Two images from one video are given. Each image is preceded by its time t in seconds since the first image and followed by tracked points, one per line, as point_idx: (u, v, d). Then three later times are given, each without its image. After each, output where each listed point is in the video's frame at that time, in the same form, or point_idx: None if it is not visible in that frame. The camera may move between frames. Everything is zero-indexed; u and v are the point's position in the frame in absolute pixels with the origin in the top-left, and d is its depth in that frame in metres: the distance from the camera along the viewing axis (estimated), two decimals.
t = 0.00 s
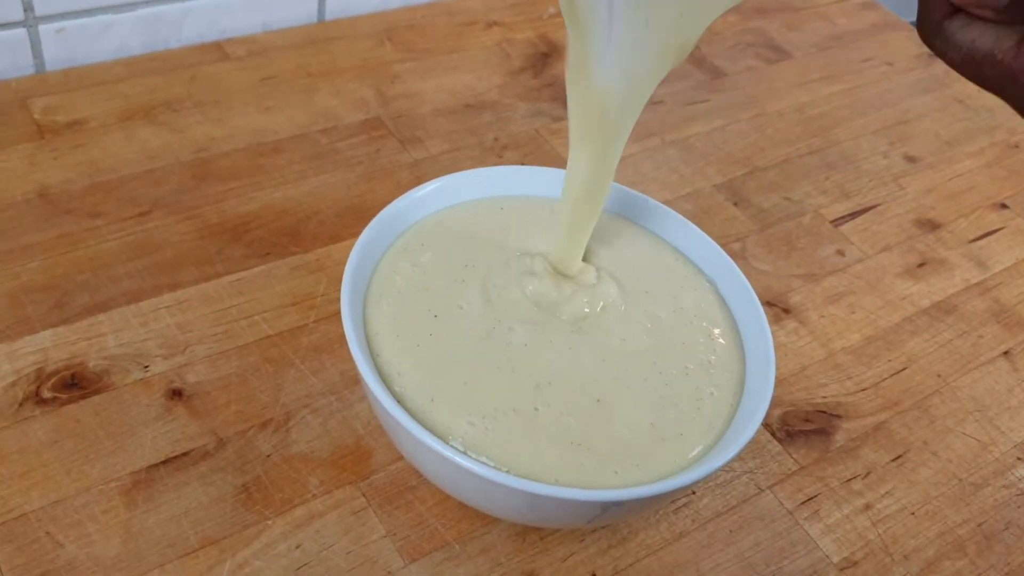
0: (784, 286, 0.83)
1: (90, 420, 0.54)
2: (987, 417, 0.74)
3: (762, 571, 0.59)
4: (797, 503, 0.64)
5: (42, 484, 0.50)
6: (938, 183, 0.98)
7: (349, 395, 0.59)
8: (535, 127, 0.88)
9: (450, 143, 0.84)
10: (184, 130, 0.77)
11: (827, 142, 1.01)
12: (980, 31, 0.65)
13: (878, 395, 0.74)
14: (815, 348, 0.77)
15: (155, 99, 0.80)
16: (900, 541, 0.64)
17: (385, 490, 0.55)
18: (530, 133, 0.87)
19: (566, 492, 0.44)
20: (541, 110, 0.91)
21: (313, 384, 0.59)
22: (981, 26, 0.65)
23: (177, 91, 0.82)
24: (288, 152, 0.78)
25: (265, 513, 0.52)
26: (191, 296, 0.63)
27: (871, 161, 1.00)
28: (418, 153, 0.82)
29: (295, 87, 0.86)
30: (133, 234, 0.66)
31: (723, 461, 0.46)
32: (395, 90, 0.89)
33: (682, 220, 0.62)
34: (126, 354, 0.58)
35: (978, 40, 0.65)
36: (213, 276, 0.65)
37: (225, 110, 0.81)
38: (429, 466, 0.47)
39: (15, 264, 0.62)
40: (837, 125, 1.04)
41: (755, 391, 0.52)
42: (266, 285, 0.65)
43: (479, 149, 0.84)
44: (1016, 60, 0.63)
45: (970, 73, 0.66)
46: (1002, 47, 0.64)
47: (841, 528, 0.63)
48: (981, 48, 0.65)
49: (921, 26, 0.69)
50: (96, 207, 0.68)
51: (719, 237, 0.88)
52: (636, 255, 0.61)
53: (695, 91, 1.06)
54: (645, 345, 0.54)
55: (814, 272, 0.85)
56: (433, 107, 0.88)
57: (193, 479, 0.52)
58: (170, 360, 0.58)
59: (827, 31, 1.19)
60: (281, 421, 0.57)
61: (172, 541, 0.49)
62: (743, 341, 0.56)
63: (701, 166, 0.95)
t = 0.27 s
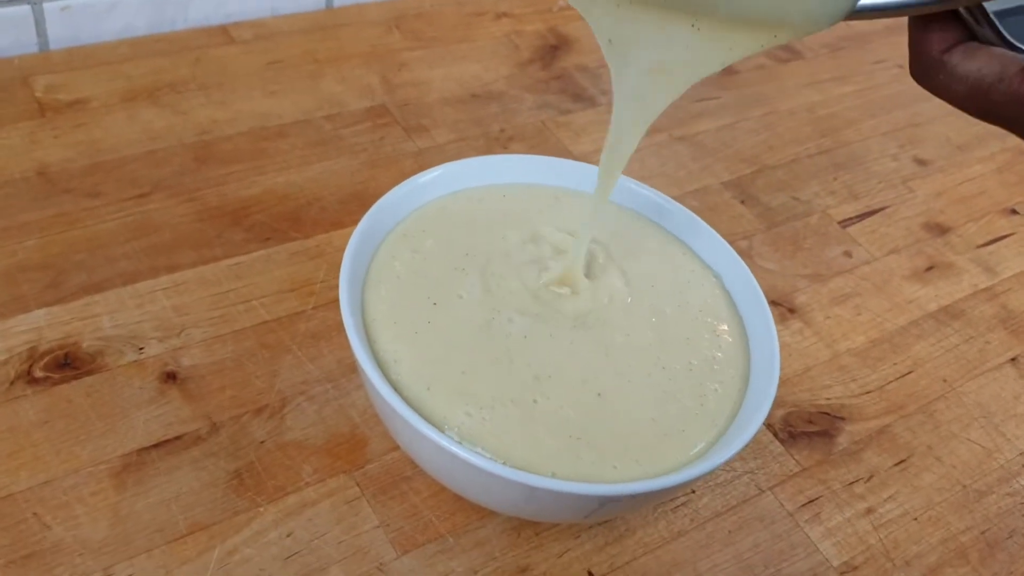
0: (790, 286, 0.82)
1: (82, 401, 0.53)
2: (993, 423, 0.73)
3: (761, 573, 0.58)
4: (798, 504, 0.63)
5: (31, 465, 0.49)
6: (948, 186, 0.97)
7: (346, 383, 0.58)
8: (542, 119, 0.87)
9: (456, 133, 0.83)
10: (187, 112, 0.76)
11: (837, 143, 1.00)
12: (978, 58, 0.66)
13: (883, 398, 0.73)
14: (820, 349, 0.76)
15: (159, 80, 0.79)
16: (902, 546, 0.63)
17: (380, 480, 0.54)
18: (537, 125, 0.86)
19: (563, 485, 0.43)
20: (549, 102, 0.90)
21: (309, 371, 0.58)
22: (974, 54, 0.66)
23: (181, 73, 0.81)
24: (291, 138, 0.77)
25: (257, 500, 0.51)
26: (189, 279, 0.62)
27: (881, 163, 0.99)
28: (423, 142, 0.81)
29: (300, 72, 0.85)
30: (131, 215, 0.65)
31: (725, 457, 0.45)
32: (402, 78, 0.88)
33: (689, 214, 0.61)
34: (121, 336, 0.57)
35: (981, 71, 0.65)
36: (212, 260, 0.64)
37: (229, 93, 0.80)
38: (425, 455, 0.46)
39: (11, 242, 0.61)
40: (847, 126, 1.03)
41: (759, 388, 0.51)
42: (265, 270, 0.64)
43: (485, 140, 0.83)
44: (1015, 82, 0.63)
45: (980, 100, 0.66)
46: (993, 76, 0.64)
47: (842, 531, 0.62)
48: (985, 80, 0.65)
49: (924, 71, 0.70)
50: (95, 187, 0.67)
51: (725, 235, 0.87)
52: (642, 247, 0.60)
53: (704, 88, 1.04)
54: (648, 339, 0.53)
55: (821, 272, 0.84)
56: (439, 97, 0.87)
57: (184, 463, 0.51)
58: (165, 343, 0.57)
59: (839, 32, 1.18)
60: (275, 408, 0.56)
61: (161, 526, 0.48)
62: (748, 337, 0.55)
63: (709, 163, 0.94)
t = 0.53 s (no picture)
0: (793, 288, 0.81)
1: (79, 392, 0.53)
2: (997, 428, 0.72)
3: None
4: (798, 508, 0.63)
5: (26, 456, 0.49)
6: (954, 190, 0.96)
7: (345, 378, 0.58)
8: (546, 116, 0.87)
9: (460, 129, 0.83)
10: (190, 105, 0.76)
11: (843, 144, 1.00)
12: (975, 45, 0.60)
13: (886, 401, 0.73)
14: (823, 351, 0.75)
15: (162, 72, 0.79)
16: (903, 551, 0.62)
17: (378, 476, 0.53)
18: (542, 122, 0.86)
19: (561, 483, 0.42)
20: (554, 99, 0.89)
21: (308, 365, 0.58)
22: (978, 41, 0.60)
23: (184, 65, 0.80)
24: (294, 131, 0.76)
25: (254, 495, 0.50)
26: (189, 271, 0.62)
27: (887, 165, 0.98)
28: (426, 137, 0.80)
29: (304, 66, 0.84)
30: (132, 206, 0.65)
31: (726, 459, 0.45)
32: (406, 74, 0.87)
33: (694, 213, 0.61)
34: (119, 328, 0.57)
35: (983, 65, 0.59)
36: (212, 252, 0.64)
37: (232, 86, 0.80)
38: (423, 451, 0.45)
39: (11, 232, 0.61)
40: (853, 128, 1.02)
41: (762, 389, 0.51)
42: (266, 264, 0.64)
43: (489, 136, 0.83)
44: (1001, 80, 0.58)
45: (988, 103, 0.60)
46: (980, 71, 0.58)
47: (842, 535, 0.62)
48: (976, 77, 0.59)
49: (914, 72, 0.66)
50: (96, 178, 0.67)
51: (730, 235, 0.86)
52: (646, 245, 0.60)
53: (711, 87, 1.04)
54: (650, 338, 0.53)
55: (825, 274, 0.83)
56: (444, 92, 0.86)
57: (181, 457, 0.51)
58: (163, 336, 0.57)
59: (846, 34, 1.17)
60: (274, 402, 0.55)
61: (156, 519, 0.48)
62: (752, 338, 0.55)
63: (714, 162, 0.93)
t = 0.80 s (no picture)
0: (798, 295, 0.81)
1: (87, 395, 0.53)
2: (1002, 437, 0.72)
3: None
4: (802, 515, 0.63)
5: (34, 458, 0.49)
6: (961, 197, 0.96)
7: (351, 383, 0.58)
8: (553, 122, 0.87)
9: (467, 135, 0.83)
10: (199, 109, 0.76)
11: (849, 151, 1.00)
12: (977, 89, 0.57)
13: (890, 409, 0.73)
14: (828, 359, 0.75)
15: (171, 76, 0.79)
16: (907, 560, 0.62)
17: (383, 481, 0.54)
18: (548, 128, 0.86)
19: (566, 492, 0.43)
20: (561, 105, 0.90)
21: (314, 370, 0.58)
22: (980, 86, 0.57)
23: (193, 69, 0.81)
24: (302, 136, 0.77)
25: (260, 500, 0.51)
26: (197, 276, 0.62)
27: (893, 172, 0.98)
28: (433, 142, 0.81)
29: (312, 71, 0.85)
30: (140, 210, 0.65)
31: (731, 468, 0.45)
32: (414, 79, 0.88)
33: (699, 220, 0.61)
34: (127, 331, 0.57)
35: (982, 113, 0.56)
36: (220, 257, 0.64)
37: (241, 90, 0.80)
38: (429, 458, 0.46)
39: (20, 235, 0.61)
40: (860, 135, 1.02)
41: (767, 397, 0.51)
42: (273, 268, 0.64)
43: (496, 141, 0.83)
44: (1000, 126, 0.55)
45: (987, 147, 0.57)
46: (983, 115, 0.56)
47: (846, 543, 0.62)
48: (976, 125, 0.56)
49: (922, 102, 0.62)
50: (105, 182, 0.67)
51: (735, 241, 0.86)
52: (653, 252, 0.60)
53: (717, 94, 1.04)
54: (656, 346, 0.53)
55: (831, 281, 0.83)
56: (451, 97, 0.87)
57: (188, 461, 0.51)
58: (171, 340, 0.57)
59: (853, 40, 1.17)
60: (280, 406, 0.56)
61: (162, 523, 0.48)
62: (757, 346, 0.55)
63: (721, 169, 0.93)
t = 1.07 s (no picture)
0: (807, 291, 0.81)
1: (89, 387, 0.53)
2: (1014, 435, 0.71)
3: None
4: (811, 513, 0.62)
5: (36, 450, 0.49)
6: (972, 194, 0.95)
7: (356, 377, 0.58)
8: (561, 117, 0.86)
9: (474, 129, 0.82)
10: (204, 102, 0.76)
11: (859, 147, 0.99)
12: (977, 102, 0.56)
13: (901, 407, 0.72)
14: (838, 356, 0.75)
15: (177, 69, 0.79)
16: (917, 558, 0.61)
17: (387, 475, 0.53)
18: (556, 123, 0.86)
19: (572, 487, 0.42)
20: (568, 101, 0.89)
21: (319, 363, 0.58)
22: (981, 100, 0.57)
23: (199, 63, 0.80)
24: (307, 130, 0.76)
25: (263, 493, 0.50)
26: (201, 268, 0.61)
27: (904, 169, 0.97)
28: (440, 137, 0.80)
29: (319, 64, 0.84)
30: (145, 203, 0.65)
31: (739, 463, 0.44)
32: (420, 73, 0.87)
33: (708, 213, 0.60)
34: (131, 324, 0.57)
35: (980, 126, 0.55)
36: (224, 250, 0.63)
37: (247, 84, 0.80)
38: (433, 452, 0.45)
39: (24, 227, 0.61)
40: (870, 131, 1.01)
41: (776, 392, 0.50)
42: (278, 262, 0.64)
43: (503, 136, 0.82)
44: (996, 140, 0.54)
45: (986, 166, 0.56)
46: (980, 127, 0.55)
47: (856, 542, 0.61)
48: (973, 136, 0.55)
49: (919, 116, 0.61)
50: (110, 174, 0.67)
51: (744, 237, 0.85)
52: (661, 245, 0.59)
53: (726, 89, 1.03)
54: (664, 339, 0.52)
55: (841, 278, 0.83)
56: (458, 92, 0.86)
57: (190, 454, 0.51)
58: (174, 333, 0.57)
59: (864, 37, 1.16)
60: (284, 400, 0.55)
61: (164, 516, 0.48)
62: (766, 340, 0.54)
63: (729, 165, 0.93)
